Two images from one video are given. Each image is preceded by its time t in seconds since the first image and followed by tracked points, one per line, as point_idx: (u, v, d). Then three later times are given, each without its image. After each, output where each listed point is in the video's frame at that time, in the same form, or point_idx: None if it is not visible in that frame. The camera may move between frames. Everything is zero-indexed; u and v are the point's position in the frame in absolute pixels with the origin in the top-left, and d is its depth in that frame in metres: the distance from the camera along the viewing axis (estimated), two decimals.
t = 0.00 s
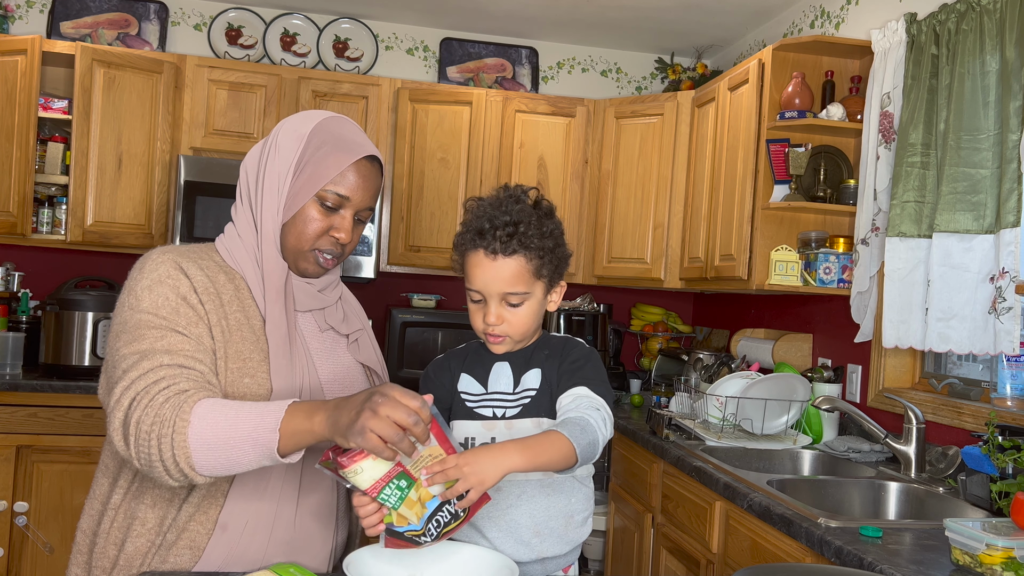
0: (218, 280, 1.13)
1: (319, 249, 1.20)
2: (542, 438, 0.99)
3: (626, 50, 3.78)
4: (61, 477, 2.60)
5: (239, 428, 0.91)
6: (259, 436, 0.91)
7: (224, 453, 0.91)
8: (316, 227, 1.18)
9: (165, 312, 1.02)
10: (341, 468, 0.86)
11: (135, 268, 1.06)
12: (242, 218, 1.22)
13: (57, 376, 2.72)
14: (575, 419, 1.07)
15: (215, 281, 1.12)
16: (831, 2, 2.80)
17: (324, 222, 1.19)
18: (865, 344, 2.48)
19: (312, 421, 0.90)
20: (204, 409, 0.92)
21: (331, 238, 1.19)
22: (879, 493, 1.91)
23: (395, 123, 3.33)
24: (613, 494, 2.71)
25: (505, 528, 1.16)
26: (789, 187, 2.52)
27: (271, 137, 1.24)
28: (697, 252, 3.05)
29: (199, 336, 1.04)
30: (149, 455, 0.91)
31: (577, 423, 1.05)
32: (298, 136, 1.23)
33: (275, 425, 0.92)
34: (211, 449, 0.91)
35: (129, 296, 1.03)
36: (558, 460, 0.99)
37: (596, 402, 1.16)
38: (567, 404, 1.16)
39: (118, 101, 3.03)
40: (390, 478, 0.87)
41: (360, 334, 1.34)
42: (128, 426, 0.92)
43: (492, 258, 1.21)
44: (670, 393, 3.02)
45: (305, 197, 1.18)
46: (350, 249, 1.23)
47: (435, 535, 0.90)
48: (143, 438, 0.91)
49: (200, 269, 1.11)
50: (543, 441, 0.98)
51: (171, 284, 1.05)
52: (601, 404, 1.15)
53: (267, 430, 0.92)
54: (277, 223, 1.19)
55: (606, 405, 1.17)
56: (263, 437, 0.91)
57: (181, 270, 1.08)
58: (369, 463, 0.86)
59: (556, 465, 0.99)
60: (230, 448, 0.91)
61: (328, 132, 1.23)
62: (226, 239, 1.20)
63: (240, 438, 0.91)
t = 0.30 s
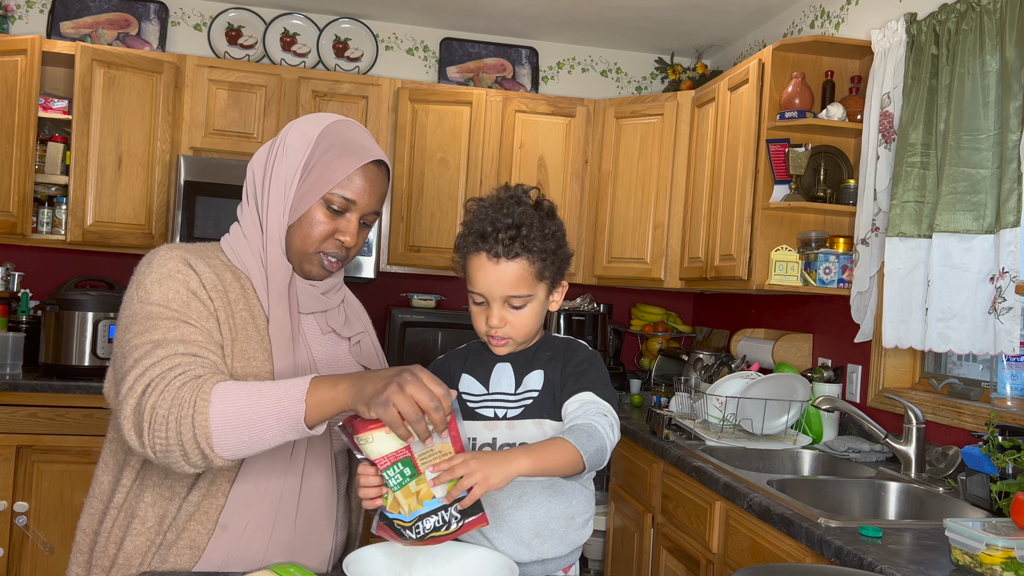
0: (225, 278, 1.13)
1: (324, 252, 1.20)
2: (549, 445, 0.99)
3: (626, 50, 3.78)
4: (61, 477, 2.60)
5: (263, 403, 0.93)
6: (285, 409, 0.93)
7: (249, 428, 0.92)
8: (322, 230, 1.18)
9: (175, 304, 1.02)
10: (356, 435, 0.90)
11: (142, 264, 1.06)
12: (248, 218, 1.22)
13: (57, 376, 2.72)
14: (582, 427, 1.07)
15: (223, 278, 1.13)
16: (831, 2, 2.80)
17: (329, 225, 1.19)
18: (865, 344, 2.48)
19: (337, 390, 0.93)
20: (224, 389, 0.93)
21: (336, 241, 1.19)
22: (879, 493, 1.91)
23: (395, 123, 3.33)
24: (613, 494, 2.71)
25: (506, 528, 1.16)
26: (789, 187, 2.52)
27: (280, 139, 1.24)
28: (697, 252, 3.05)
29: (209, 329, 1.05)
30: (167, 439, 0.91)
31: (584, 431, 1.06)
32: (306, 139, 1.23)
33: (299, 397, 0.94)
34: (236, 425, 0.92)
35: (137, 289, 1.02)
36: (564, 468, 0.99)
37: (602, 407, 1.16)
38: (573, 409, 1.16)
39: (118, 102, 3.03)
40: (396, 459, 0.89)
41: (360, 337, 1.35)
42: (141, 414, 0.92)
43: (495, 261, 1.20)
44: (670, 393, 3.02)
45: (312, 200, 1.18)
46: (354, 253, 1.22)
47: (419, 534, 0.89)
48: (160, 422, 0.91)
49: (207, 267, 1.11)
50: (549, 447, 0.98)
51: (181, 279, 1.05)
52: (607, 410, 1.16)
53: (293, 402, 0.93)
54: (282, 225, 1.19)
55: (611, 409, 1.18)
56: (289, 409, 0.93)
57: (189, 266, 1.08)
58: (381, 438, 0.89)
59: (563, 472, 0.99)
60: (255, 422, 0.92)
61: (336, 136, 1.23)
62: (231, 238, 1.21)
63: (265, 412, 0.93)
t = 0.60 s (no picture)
0: (230, 276, 1.13)
1: (329, 254, 1.20)
2: (548, 458, 1.00)
3: (626, 50, 3.78)
4: (61, 477, 2.60)
5: (274, 399, 0.93)
6: (295, 403, 0.94)
7: (258, 424, 0.92)
8: (327, 231, 1.18)
9: (182, 300, 1.02)
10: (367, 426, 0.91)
11: (148, 260, 1.06)
12: (254, 219, 1.22)
13: (57, 376, 2.72)
14: (582, 436, 1.08)
15: (228, 276, 1.13)
16: (831, 2, 2.80)
17: (335, 227, 1.18)
18: (865, 344, 2.48)
19: (348, 385, 0.93)
20: (234, 384, 0.93)
21: (341, 243, 1.19)
22: (879, 493, 1.91)
23: (395, 123, 3.33)
24: (613, 494, 2.71)
25: (505, 529, 1.15)
26: (789, 187, 2.52)
27: (287, 141, 1.25)
28: (697, 252, 3.04)
29: (215, 326, 1.05)
30: (175, 433, 0.91)
31: (584, 441, 1.06)
32: (314, 141, 1.23)
33: (311, 392, 0.94)
34: (246, 420, 0.92)
35: (143, 285, 1.02)
36: (563, 478, 0.99)
37: (603, 414, 1.16)
38: (573, 415, 1.17)
39: (118, 102, 3.02)
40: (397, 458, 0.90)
41: (362, 339, 1.35)
42: (148, 408, 0.92)
43: (494, 263, 1.20)
44: (670, 393, 3.03)
45: (317, 202, 1.18)
46: (359, 255, 1.23)
47: (409, 536, 0.91)
48: (168, 416, 0.91)
49: (212, 264, 1.11)
50: (548, 460, 0.99)
51: (187, 275, 1.05)
52: (608, 417, 1.16)
53: (304, 397, 0.94)
54: (288, 226, 1.19)
55: (612, 416, 1.18)
56: (300, 406, 0.94)
57: (194, 264, 1.08)
58: (390, 434, 0.90)
59: (562, 483, 1.00)
60: (266, 416, 0.93)
61: (344, 138, 1.23)
62: (236, 238, 1.21)
63: (275, 408, 0.93)
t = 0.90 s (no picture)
0: (238, 276, 1.13)
1: (345, 260, 1.20)
2: (550, 455, 1.00)
3: (626, 50, 3.78)
4: (61, 477, 2.60)
5: (254, 403, 0.92)
6: (277, 407, 0.92)
7: (241, 429, 0.91)
8: (345, 237, 1.18)
9: (182, 302, 1.03)
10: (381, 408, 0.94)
11: (158, 256, 1.07)
12: (272, 220, 1.22)
13: (57, 376, 2.72)
14: (583, 434, 1.08)
15: (236, 276, 1.13)
16: (831, 2, 2.80)
17: (353, 233, 1.18)
18: (865, 344, 2.48)
19: (329, 387, 0.92)
20: (215, 391, 0.92)
21: (358, 249, 1.19)
22: (879, 493, 1.91)
23: (395, 123, 3.33)
24: (613, 493, 2.71)
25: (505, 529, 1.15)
26: (789, 187, 2.52)
27: (311, 144, 1.25)
28: (697, 252, 3.04)
29: (213, 330, 1.05)
30: (160, 444, 0.90)
31: (585, 439, 1.07)
32: (338, 146, 1.23)
33: (290, 394, 0.93)
34: (229, 428, 0.91)
35: (149, 283, 1.04)
36: (565, 476, 1.00)
37: (603, 412, 1.16)
38: (573, 414, 1.17)
39: (118, 102, 3.03)
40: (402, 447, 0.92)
41: (372, 344, 1.34)
42: (133, 417, 0.91)
43: (491, 264, 1.20)
44: (670, 394, 3.02)
45: (337, 207, 1.18)
46: (375, 262, 1.23)
47: (399, 525, 0.92)
48: (151, 427, 0.90)
49: (221, 264, 1.12)
50: (551, 458, 1.00)
51: (192, 275, 1.06)
52: (608, 415, 1.16)
53: (283, 399, 0.93)
54: (305, 229, 1.19)
55: (612, 415, 1.18)
56: (280, 409, 0.92)
57: (202, 263, 1.09)
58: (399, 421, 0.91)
59: (564, 481, 1.00)
60: (249, 422, 0.91)
61: (367, 145, 1.24)
62: (252, 238, 1.21)
63: (256, 412, 0.92)
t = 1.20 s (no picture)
0: (239, 279, 1.14)
1: (359, 266, 1.20)
2: (555, 446, 1.01)
3: (626, 50, 3.78)
4: (61, 477, 2.60)
5: (218, 433, 0.94)
6: (238, 439, 0.94)
7: (205, 459, 0.94)
8: (360, 243, 1.18)
9: (169, 312, 1.04)
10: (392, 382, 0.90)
11: (161, 258, 1.10)
12: (286, 221, 1.22)
13: (58, 376, 2.72)
14: (587, 427, 1.09)
15: (236, 280, 1.13)
16: (831, 2, 2.80)
17: (369, 240, 1.19)
18: (866, 344, 2.48)
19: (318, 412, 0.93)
20: (179, 417, 0.95)
21: (373, 257, 1.20)
22: (879, 493, 1.91)
23: (395, 123, 3.33)
24: (613, 493, 2.72)
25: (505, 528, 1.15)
26: (789, 187, 2.52)
27: (331, 147, 1.25)
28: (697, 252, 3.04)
29: (197, 342, 1.05)
30: (126, 464, 0.94)
31: (588, 432, 1.07)
32: (358, 151, 1.24)
33: (254, 427, 0.95)
34: (191, 456, 0.94)
35: (146, 287, 1.06)
36: (570, 467, 1.01)
37: (605, 408, 1.16)
38: (575, 409, 1.17)
39: (118, 101, 3.03)
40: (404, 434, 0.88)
41: (382, 351, 1.32)
42: (105, 431, 0.96)
43: (490, 261, 1.20)
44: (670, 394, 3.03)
45: (354, 213, 1.18)
46: (388, 270, 1.23)
47: (399, 509, 0.89)
48: (117, 447, 0.94)
49: (223, 268, 1.12)
50: (556, 448, 1.00)
51: (186, 281, 1.07)
52: (610, 410, 1.16)
53: (247, 432, 0.95)
54: (320, 233, 1.19)
55: (614, 410, 1.18)
56: (243, 442, 0.95)
57: (202, 267, 1.10)
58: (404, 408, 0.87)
59: (569, 472, 1.01)
60: (210, 453, 0.94)
61: (388, 151, 1.24)
62: (264, 239, 1.21)
63: (220, 442, 0.94)
